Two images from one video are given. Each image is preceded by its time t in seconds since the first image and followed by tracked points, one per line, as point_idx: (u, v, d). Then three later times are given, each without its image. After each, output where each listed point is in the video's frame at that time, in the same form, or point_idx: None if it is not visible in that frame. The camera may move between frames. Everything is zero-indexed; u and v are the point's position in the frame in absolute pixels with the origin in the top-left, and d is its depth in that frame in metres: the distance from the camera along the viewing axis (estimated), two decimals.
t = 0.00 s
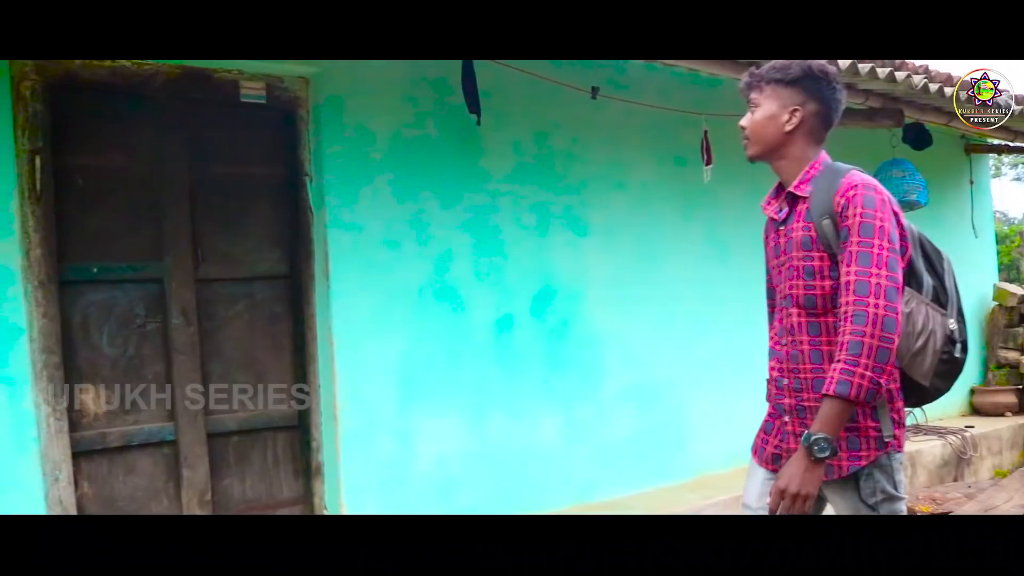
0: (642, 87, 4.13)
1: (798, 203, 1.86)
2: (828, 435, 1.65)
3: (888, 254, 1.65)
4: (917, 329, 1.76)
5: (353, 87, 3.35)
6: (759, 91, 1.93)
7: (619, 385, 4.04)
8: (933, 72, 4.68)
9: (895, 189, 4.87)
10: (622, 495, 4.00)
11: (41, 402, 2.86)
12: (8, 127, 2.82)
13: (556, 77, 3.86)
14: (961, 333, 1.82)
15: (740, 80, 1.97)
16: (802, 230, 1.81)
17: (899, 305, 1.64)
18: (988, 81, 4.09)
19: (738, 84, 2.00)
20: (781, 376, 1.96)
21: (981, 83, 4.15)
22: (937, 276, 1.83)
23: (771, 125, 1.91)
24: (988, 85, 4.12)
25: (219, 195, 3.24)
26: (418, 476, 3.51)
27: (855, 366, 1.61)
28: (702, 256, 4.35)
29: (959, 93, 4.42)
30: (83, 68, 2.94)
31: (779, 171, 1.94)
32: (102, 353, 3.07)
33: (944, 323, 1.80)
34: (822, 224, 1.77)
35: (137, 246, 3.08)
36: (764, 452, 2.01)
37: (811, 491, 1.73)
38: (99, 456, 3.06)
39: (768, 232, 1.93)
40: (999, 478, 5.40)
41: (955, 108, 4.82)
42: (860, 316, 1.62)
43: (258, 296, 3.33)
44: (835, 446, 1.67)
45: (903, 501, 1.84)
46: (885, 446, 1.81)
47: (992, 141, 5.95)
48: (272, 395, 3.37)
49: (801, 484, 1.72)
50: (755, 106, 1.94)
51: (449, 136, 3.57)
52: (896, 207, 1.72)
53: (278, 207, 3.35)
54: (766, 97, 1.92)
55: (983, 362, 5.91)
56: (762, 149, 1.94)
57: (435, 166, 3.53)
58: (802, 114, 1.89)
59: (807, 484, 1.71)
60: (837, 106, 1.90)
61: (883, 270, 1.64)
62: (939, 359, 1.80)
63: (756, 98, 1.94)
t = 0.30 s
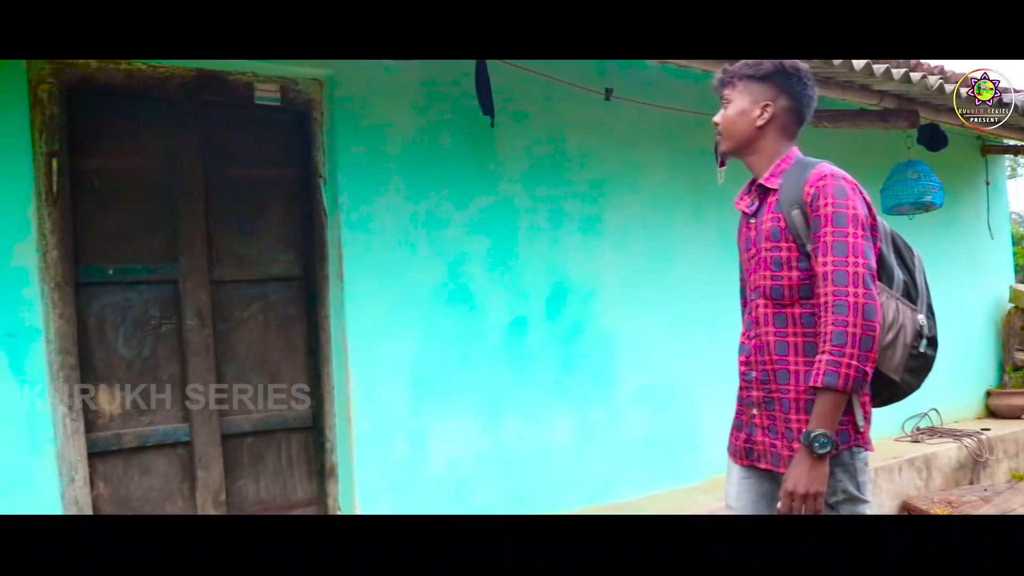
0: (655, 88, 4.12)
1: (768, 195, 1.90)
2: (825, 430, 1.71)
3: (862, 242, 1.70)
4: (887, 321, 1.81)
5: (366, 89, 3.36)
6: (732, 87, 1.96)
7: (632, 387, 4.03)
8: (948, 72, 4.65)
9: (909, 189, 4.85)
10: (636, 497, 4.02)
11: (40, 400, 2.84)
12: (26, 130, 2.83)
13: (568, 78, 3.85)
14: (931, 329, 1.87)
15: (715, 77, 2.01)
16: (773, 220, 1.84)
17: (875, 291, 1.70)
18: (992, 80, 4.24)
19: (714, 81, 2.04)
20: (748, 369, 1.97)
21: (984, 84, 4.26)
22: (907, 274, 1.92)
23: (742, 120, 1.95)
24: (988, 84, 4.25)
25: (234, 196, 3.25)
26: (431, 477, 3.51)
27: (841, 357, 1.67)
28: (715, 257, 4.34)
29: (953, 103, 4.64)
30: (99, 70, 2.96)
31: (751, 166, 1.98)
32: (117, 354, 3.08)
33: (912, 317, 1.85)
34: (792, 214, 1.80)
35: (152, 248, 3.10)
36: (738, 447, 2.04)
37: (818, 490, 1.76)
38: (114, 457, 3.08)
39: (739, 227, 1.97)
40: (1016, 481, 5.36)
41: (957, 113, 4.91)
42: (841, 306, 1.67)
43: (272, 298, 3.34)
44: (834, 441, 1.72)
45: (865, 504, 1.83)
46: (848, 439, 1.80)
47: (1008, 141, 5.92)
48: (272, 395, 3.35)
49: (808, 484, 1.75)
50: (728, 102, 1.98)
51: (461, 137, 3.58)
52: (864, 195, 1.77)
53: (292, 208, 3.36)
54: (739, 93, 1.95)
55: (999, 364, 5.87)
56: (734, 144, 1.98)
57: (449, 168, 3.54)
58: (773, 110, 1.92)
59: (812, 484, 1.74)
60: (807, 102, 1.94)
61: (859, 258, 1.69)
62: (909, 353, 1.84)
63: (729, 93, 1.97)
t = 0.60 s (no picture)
0: (668, 89, 4.11)
1: (748, 194, 1.93)
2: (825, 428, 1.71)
3: (844, 237, 1.71)
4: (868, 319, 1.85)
5: (379, 90, 3.37)
6: (712, 88, 2.00)
7: (644, 388, 4.03)
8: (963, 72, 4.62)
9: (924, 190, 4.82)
10: (647, 498, 4.01)
11: (41, 400, 2.83)
12: (41, 132, 2.85)
13: (580, 79, 3.85)
14: (912, 326, 1.90)
15: (696, 79, 2.05)
16: (753, 219, 1.87)
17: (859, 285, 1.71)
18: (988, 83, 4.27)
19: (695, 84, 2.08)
20: (729, 367, 2.00)
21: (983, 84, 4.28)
22: (889, 272, 1.95)
23: (723, 119, 1.98)
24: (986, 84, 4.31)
25: (247, 197, 3.26)
26: (443, 478, 3.51)
27: (833, 353, 1.68)
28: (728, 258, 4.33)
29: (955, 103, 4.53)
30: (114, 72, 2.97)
31: (733, 165, 2.01)
32: (131, 354, 3.10)
33: (894, 315, 1.88)
34: (771, 211, 1.81)
35: (165, 249, 3.12)
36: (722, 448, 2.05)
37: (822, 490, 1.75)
38: (127, 457, 3.09)
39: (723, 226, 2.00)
40: None
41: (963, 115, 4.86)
42: (829, 303, 1.68)
43: (284, 299, 3.35)
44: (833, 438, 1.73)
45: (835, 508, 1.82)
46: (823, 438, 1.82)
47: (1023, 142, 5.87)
48: (272, 394, 3.34)
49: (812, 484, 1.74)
50: (709, 102, 2.01)
51: (473, 139, 3.58)
52: (843, 189, 1.78)
53: (305, 209, 3.37)
54: (719, 93, 1.99)
55: (1014, 366, 5.83)
56: (716, 143, 2.01)
57: (461, 170, 3.54)
58: (753, 108, 1.95)
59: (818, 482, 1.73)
60: (787, 100, 1.96)
61: (843, 253, 1.70)
62: (891, 352, 1.86)
63: (710, 93, 2.01)
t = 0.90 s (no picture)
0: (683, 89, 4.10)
1: (730, 195, 2.00)
2: (815, 430, 1.79)
3: (825, 239, 1.78)
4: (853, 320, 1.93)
5: (395, 93, 3.37)
6: (691, 92, 2.10)
7: (659, 390, 4.02)
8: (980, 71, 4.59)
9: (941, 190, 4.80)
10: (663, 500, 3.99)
11: (39, 400, 2.82)
12: (59, 135, 2.87)
13: (595, 81, 3.84)
14: (895, 327, 1.99)
15: (676, 86, 2.15)
16: (735, 220, 1.93)
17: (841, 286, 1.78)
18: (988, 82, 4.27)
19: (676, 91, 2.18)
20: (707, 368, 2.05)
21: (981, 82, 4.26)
22: (872, 273, 2.02)
23: (702, 122, 2.08)
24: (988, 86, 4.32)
25: (264, 200, 3.28)
26: (459, 480, 3.52)
27: (820, 353, 1.74)
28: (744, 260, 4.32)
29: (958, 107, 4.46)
30: (130, 76, 2.99)
31: (716, 166, 2.09)
32: (148, 357, 3.11)
33: (877, 317, 1.97)
34: (752, 213, 1.88)
35: (182, 252, 3.13)
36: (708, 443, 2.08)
37: (817, 490, 1.82)
38: (144, 458, 3.11)
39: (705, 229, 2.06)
40: None
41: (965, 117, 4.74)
42: (814, 303, 1.75)
43: (300, 301, 3.36)
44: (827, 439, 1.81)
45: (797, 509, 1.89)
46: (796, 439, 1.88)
47: None
48: (272, 395, 3.33)
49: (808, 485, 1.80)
50: (688, 107, 2.11)
51: (488, 141, 3.58)
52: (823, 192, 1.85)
53: (321, 212, 3.38)
54: (698, 97, 2.09)
55: None
56: (697, 146, 2.10)
57: (477, 172, 3.55)
58: (730, 109, 2.05)
59: (815, 482, 1.79)
60: (764, 101, 2.06)
61: (825, 254, 1.77)
62: (873, 353, 1.97)
63: (688, 98, 2.11)
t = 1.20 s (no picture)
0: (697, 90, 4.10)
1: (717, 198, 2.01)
2: (805, 433, 1.80)
3: (809, 241, 1.80)
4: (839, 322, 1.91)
5: (408, 96, 3.38)
6: (678, 96, 2.11)
7: (673, 393, 4.00)
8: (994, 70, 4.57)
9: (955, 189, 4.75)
10: (674, 501, 3.99)
11: (39, 400, 2.80)
12: (73, 138, 2.88)
13: (613, 83, 3.84)
14: (883, 329, 1.97)
15: (663, 88, 2.16)
16: (719, 222, 1.94)
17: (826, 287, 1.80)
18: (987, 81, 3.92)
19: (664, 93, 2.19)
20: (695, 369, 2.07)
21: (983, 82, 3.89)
22: (861, 274, 2.01)
23: (689, 125, 2.09)
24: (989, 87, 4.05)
25: (276, 202, 3.29)
26: (472, 482, 3.52)
27: (807, 355, 1.76)
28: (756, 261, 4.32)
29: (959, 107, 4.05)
30: (144, 80, 3.01)
31: (704, 169, 2.10)
32: (162, 359, 3.12)
33: (865, 317, 1.95)
34: (737, 215, 1.89)
35: (195, 254, 3.14)
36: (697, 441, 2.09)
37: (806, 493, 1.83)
38: (158, 460, 3.12)
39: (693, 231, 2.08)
40: None
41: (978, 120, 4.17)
42: (802, 305, 1.77)
43: (313, 303, 3.37)
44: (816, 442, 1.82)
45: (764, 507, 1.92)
46: (773, 439, 1.88)
47: None
48: (272, 394, 3.31)
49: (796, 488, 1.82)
50: (676, 110, 2.12)
51: (502, 141, 3.58)
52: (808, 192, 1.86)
53: (335, 213, 3.38)
54: (684, 100, 2.10)
55: None
56: (686, 149, 2.11)
57: (489, 173, 3.55)
58: (717, 112, 2.06)
59: (803, 485, 1.80)
60: (750, 102, 2.07)
61: (810, 256, 1.79)
62: (862, 354, 1.93)
63: (676, 101, 2.12)
